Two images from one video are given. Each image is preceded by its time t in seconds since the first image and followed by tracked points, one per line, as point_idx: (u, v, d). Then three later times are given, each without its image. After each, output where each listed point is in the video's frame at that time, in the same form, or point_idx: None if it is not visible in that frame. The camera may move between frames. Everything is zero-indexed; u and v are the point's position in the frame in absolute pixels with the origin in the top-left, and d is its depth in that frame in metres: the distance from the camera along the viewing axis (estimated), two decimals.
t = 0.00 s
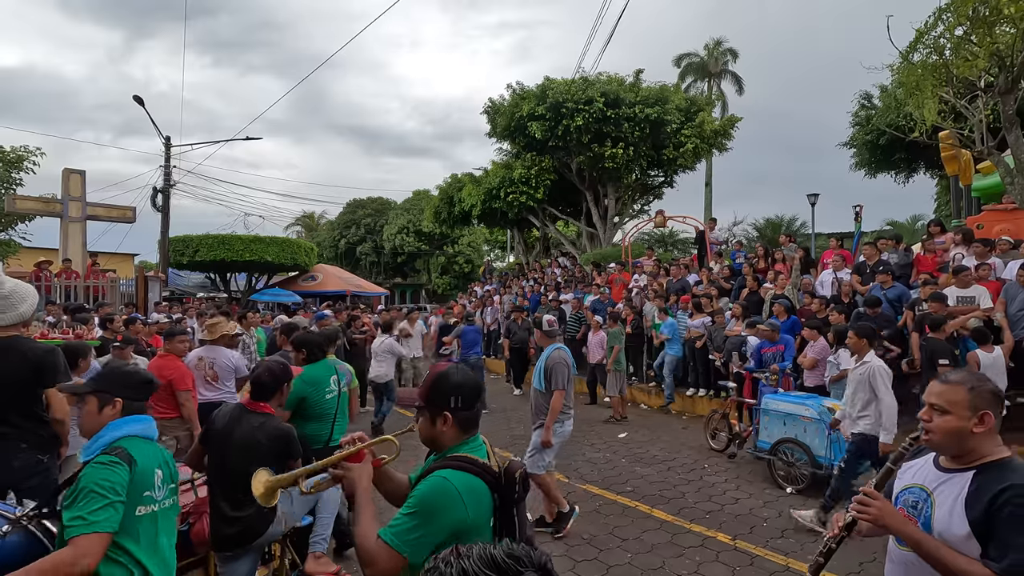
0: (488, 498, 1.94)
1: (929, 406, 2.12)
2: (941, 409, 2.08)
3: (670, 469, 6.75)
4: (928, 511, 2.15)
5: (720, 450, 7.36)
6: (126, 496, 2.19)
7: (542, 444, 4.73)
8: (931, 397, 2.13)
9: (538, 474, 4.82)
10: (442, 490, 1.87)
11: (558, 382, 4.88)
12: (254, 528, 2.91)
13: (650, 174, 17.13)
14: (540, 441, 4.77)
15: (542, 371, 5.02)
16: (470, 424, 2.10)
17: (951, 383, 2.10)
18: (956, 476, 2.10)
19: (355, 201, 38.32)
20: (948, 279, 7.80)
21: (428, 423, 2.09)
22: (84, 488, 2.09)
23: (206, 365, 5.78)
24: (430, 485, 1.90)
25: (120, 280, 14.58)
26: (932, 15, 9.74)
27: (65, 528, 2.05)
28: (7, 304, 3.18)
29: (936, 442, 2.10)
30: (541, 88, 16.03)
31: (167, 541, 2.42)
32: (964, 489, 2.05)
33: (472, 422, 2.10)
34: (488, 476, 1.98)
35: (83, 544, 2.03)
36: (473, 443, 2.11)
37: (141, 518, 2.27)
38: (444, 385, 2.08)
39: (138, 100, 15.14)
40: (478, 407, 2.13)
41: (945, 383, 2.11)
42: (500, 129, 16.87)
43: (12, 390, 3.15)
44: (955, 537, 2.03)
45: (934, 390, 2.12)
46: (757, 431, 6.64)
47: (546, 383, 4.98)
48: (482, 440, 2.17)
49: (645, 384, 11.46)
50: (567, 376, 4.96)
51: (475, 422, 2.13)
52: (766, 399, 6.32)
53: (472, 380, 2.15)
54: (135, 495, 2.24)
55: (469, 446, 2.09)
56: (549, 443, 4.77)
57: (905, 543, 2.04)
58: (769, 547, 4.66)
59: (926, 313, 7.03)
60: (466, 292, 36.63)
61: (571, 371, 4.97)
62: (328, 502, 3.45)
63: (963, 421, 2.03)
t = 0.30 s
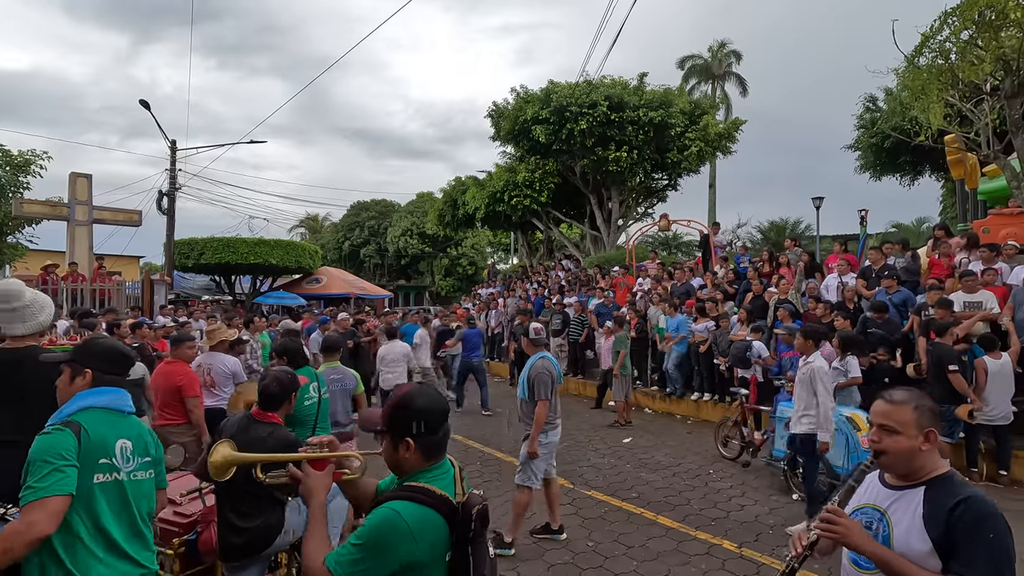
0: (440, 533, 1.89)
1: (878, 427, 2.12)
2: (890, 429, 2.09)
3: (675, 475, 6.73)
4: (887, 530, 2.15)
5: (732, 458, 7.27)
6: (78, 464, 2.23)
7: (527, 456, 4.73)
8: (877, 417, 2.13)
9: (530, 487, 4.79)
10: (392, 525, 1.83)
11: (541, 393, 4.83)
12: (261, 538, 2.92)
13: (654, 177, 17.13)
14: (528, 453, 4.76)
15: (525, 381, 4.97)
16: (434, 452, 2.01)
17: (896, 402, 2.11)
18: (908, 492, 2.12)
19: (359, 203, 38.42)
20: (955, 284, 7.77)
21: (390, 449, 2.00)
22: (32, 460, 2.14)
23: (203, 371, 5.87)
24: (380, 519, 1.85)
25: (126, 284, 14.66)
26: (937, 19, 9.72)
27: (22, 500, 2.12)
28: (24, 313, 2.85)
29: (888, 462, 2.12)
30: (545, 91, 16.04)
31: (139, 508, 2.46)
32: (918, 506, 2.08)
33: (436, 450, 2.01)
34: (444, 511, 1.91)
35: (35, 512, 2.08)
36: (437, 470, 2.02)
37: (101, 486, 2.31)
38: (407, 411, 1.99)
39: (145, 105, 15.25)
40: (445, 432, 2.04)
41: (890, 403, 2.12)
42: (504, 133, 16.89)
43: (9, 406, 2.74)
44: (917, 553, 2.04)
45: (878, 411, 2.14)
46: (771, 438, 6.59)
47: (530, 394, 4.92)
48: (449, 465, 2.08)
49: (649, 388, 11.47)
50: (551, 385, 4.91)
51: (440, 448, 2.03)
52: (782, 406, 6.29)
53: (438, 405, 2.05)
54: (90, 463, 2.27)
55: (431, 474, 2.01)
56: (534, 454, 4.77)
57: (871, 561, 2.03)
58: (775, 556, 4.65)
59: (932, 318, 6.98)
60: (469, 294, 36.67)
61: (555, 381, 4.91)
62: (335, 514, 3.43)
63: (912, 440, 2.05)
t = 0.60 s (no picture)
0: (417, 551, 1.87)
1: (824, 433, 2.18)
2: (836, 433, 2.14)
3: (681, 477, 6.71)
4: (841, 530, 2.16)
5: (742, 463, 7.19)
6: (56, 463, 2.23)
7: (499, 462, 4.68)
8: (823, 424, 2.19)
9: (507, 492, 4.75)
10: (367, 543, 1.81)
11: (521, 399, 4.80)
12: (268, 545, 2.92)
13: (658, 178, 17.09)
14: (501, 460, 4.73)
15: (507, 387, 4.94)
16: (410, 466, 2.00)
17: (838, 407, 2.18)
18: (857, 491, 2.16)
19: (363, 204, 38.49)
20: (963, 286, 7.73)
21: (366, 464, 2.01)
22: (14, 458, 2.17)
23: (208, 374, 5.90)
24: (357, 535, 1.83)
25: (131, 285, 14.71)
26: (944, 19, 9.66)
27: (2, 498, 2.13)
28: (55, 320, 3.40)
29: (839, 467, 2.16)
30: (549, 92, 16.02)
31: (118, 514, 2.39)
32: (869, 505, 2.11)
33: (412, 464, 2.00)
34: (423, 526, 1.90)
35: (11, 509, 2.08)
36: (414, 483, 2.02)
37: (78, 488, 2.27)
38: (381, 425, 1.99)
39: (150, 107, 15.32)
40: (421, 445, 2.05)
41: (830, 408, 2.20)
42: (508, 134, 16.87)
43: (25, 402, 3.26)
44: (871, 552, 2.06)
45: (821, 417, 2.20)
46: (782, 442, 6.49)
47: (511, 400, 4.89)
48: (428, 478, 2.07)
49: (654, 389, 11.44)
50: (533, 391, 4.89)
51: (417, 462, 2.04)
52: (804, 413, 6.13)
53: (414, 418, 2.05)
54: (67, 464, 2.26)
55: (407, 488, 2.01)
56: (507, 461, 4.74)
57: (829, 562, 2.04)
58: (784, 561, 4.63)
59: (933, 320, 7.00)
60: (473, 294, 36.70)
61: (537, 390, 4.90)
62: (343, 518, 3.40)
63: (858, 442, 2.11)
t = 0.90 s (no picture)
0: (408, 544, 1.87)
1: (805, 431, 2.17)
2: (815, 432, 2.14)
3: (687, 478, 6.69)
4: (819, 530, 2.18)
5: (756, 466, 7.02)
6: (47, 452, 2.30)
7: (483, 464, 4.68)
8: (805, 422, 2.18)
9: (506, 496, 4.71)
10: (359, 538, 1.80)
11: (502, 399, 4.80)
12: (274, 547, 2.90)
13: (661, 177, 17.05)
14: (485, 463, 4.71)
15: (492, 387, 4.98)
16: (392, 461, 2.01)
17: (818, 407, 2.17)
18: (834, 490, 2.17)
19: (365, 204, 38.50)
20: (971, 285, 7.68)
21: (347, 463, 1.99)
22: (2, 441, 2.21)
23: (218, 374, 5.88)
24: (346, 532, 1.82)
25: (134, 285, 14.70)
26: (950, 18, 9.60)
27: None
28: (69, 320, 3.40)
29: (817, 467, 2.16)
30: (551, 92, 15.98)
31: (95, 506, 2.50)
32: (844, 504, 2.12)
33: (393, 460, 2.01)
34: (411, 519, 1.91)
35: None
36: (397, 479, 2.02)
37: (63, 478, 2.36)
38: (361, 423, 1.97)
39: (153, 107, 15.33)
40: (401, 441, 2.05)
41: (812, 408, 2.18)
42: (510, 133, 16.83)
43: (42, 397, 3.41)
44: (843, 552, 2.09)
45: (803, 416, 2.20)
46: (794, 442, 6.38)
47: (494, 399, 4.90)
48: (408, 474, 2.09)
49: (658, 389, 11.41)
50: (516, 391, 4.88)
51: (398, 457, 2.04)
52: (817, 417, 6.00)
53: (393, 414, 2.05)
54: (56, 453, 2.34)
55: (390, 483, 2.00)
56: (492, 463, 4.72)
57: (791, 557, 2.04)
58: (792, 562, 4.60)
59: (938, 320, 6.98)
60: (474, 294, 36.69)
61: (521, 389, 4.88)
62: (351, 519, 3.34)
63: (838, 441, 2.10)
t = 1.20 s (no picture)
0: (374, 528, 2.02)
1: (817, 425, 2.11)
2: (828, 429, 2.07)
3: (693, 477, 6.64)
4: (805, 529, 2.17)
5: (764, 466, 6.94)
6: (7, 454, 2.47)
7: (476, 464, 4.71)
8: (820, 416, 2.11)
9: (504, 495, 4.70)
10: (324, 521, 1.93)
11: (492, 398, 4.76)
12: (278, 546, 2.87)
13: (665, 176, 16.97)
14: (478, 463, 4.72)
15: (482, 387, 4.94)
16: (359, 451, 2.13)
17: (841, 404, 2.10)
18: (828, 494, 2.12)
19: (367, 203, 38.47)
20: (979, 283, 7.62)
21: (314, 451, 2.11)
22: None
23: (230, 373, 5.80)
24: (312, 514, 1.94)
25: (137, 284, 14.70)
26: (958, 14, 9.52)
27: None
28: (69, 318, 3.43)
29: (816, 462, 2.09)
30: (555, 90, 15.90)
31: (60, 503, 2.66)
32: (834, 508, 2.08)
33: (361, 449, 2.14)
34: (376, 505, 2.04)
35: None
36: (364, 467, 2.17)
37: (26, 479, 2.53)
38: (330, 412, 2.10)
39: (155, 104, 15.32)
40: (368, 431, 2.17)
41: (836, 403, 2.11)
42: (513, 131, 16.77)
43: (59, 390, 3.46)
44: (820, 553, 2.07)
45: (821, 410, 2.12)
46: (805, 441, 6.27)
47: (484, 398, 4.87)
48: (375, 464, 2.21)
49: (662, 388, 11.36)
50: (506, 389, 4.85)
51: (365, 447, 2.16)
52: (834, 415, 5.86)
53: (361, 405, 2.18)
54: (16, 456, 2.50)
55: (357, 471, 2.15)
56: (485, 463, 4.71)
57: (758, 529, 1.96)
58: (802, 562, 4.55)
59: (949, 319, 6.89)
60: (477, 293, 36.61)
61: (510, 388, 4.85)
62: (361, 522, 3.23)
63: (849, 443, 2.03)
